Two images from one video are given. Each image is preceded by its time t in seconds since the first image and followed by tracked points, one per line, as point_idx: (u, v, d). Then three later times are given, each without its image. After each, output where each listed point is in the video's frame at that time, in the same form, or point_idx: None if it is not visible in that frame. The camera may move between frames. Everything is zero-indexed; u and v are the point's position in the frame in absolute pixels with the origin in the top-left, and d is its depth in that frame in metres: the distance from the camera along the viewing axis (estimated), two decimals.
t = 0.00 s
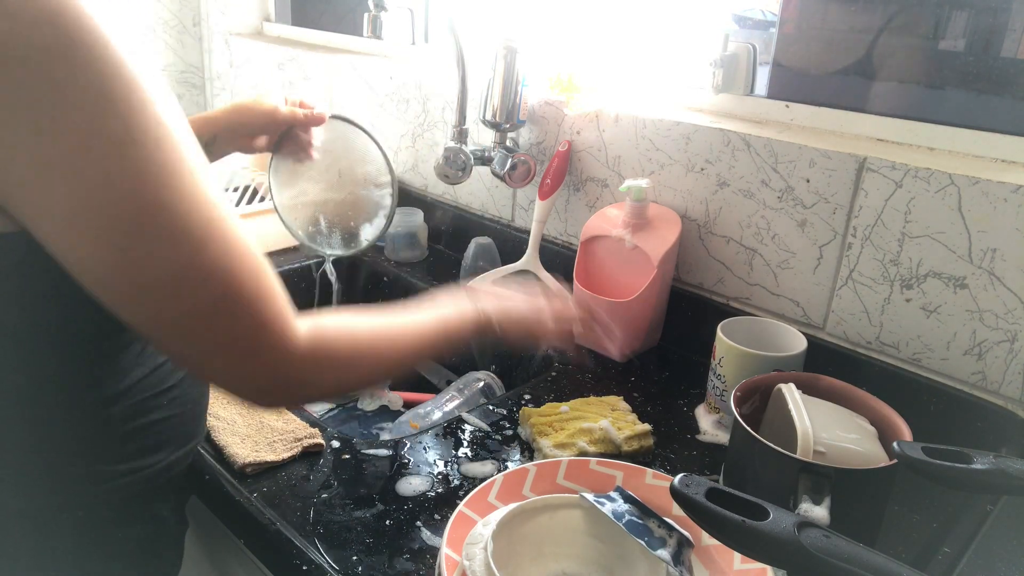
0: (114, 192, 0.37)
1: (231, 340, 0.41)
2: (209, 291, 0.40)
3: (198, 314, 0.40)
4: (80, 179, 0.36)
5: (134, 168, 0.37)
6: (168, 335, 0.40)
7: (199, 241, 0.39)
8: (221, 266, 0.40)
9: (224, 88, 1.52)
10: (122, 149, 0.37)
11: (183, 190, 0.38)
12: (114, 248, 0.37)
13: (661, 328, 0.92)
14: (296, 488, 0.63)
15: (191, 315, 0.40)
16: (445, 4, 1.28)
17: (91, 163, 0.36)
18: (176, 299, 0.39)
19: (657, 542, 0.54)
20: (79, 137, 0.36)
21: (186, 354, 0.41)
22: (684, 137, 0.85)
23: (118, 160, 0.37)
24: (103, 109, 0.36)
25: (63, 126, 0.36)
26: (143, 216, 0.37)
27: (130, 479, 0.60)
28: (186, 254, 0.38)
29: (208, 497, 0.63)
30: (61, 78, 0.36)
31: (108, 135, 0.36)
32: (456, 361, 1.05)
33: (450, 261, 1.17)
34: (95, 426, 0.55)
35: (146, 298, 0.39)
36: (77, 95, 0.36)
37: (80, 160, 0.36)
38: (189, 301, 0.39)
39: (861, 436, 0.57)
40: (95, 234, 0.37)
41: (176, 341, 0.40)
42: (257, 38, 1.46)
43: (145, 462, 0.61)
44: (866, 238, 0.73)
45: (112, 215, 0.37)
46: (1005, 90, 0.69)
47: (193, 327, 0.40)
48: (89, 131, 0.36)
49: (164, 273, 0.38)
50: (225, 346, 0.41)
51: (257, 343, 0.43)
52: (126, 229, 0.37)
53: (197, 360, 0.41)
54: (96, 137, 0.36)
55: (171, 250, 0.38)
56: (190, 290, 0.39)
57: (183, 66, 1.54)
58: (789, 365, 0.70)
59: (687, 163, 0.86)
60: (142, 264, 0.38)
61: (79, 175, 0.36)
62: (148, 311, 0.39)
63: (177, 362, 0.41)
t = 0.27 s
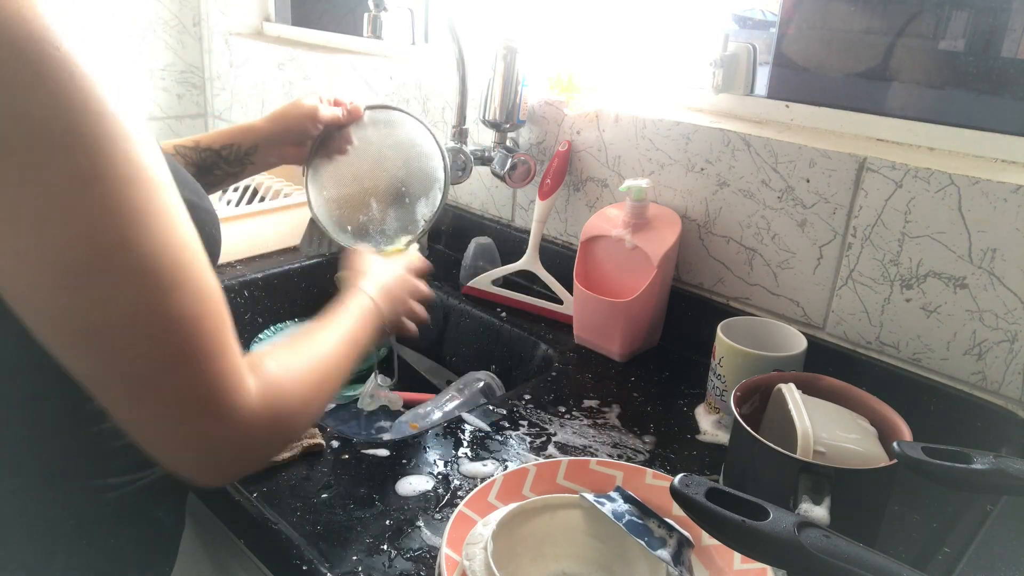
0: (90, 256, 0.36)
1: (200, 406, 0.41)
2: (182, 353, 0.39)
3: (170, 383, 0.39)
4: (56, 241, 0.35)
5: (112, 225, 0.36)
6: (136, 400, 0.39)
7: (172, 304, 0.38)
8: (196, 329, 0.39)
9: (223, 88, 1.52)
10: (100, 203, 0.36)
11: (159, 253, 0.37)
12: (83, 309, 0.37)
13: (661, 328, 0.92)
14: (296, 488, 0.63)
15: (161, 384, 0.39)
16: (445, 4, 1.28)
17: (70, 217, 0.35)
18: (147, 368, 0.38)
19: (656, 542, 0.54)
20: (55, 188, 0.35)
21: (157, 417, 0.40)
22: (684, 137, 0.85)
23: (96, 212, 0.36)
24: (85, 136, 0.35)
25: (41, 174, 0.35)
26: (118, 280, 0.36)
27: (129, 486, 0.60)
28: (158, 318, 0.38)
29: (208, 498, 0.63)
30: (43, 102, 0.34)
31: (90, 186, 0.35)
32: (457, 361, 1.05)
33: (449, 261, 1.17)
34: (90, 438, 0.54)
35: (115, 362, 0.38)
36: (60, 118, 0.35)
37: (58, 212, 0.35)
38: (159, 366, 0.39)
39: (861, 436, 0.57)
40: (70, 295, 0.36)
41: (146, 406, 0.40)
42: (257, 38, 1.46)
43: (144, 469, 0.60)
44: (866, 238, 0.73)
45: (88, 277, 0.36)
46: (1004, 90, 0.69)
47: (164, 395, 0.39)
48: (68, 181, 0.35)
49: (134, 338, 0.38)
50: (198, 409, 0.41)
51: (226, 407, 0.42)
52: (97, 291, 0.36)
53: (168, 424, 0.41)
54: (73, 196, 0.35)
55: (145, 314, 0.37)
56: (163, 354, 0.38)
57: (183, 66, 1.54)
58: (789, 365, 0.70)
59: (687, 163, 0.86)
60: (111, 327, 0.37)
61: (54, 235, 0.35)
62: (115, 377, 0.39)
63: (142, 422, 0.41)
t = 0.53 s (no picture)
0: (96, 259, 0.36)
1: (205, 406, 0.41)
2: (188, 355, 0.39)
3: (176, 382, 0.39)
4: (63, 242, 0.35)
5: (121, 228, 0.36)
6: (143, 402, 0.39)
7: (181, 305, 0.38)
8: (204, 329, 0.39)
9: (223, 88, 1.52)
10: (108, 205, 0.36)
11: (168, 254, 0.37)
12: (93, 310, 0.37)
13: (661, 328, 0.92)
14: (296, 488, 0.63)
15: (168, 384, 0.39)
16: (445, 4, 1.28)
17: (77, 217, 0.35)
18: (153, 367, 0.38)
19: (656, 542, 0.54)
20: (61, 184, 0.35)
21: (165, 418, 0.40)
22: (684, 137, 0.85)
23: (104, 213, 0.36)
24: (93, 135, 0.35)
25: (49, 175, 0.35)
26: (127, 281, 0.36)
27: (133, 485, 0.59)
28: (166, 318, 0.38)
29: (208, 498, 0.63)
30: (45, 103, 0.34)
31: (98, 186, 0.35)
32: (456, 361, 1.05)
33: (449, 261, 1.17)
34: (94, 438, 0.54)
35: (122, 364, 0.38)
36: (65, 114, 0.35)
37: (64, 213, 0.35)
38: (167, 367, 0.39)
39: (861, 436, 0.57)
40: (79, 296, 0.36)
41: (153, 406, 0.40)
42: (257, 38, 1.46)
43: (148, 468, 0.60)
44: (866, 238, 0.73)
45: (97, 279, 0.36)
46: (1004, 90, 0.69)
47: (169, 396, 0.40)
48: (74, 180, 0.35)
49: (141, 339, 0.37)
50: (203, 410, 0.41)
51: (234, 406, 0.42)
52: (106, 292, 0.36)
53: (175, 425, 0.41)
54: (80, 199, 0.35)
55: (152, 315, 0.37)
56: (169, 356, 0.38)
57: (183, 66, 1.54)
58: (789, 365, 0.70)
59: (687, 163, 0.86)
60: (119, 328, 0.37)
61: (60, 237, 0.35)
62: (122, 379, 0.39)
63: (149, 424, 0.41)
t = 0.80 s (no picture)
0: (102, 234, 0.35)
1: (212, 364, 0.41)
2: (196, 320, 0.39)
3: (184, 345, 0.39)
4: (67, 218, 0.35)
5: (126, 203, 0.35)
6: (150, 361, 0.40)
7: (187, 274, 0.38)
8: (209, 294, 0.39)
9: (223, 88, 1.52)
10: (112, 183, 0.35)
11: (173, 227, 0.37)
12: (98, 280, 0.36)
13: (661, 328, 0.92)
14: (295, 488, 0.63)
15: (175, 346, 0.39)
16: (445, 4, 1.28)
17: (81, 196, 0.34)
18: (160, 330, 0.39)
19: (657, 542, 0.54)
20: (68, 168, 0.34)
21: (172, 375, 0.41)
22: (684, 137, 0.85)
23: (108, 192, 0.35)
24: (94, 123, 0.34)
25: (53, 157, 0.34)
26: (132, 254, 0.36)
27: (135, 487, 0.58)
28: (172, 286, 0.38)
29: (209, 498, 0.63)
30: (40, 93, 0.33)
31: (102, 165, 0.35)
32: (456, 361, 1.05)
33: (449, 261, 1.17)
34: (99, 439, 0.53)
35: (128, 325, 0.38)
36: (64, 100, 0.34)
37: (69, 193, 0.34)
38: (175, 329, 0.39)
39: (861, 436, 0.57)
40: (84, 268, 0.36)
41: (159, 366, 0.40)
42: (257, 38, 1.46)
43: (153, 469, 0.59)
44: (866, 238, 0.73)
45: (103, 253, 0.36)
46: (1005, 90, 0.69)
47: (176, 357, 0.40)
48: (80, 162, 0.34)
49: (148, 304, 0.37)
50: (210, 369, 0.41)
51: (242, 362, 0.42)
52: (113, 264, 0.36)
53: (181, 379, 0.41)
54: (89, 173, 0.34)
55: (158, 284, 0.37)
56: (176, 320, 0.39)
57: (182, 66, 1.54)
58: (789, 365, 0.70)
59: (687, 163, 0.86)
60: (126, 297, 0.37)
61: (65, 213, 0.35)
62: (129, 341, 0.39)
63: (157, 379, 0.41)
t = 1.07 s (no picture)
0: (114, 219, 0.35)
1: (236, 340, 0.41)
2: (215, 298, 0.39)
3: (206, 322, 0.40)
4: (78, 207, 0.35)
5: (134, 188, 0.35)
6: (174, 342, 0.40)
7: (201, 255, 0.38)
8: (227, 271, 0.39)
9: (223, 88, 1.52)
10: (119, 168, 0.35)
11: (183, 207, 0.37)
12: (115, 267, 0.36)
13: (661, 328, 0.92)
14: (296, 488, 0.63)
15: (198, 324, 0.40)
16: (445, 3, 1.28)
17: (90, 185, 0.35)
18: (185, 309, 0.39)
19: (656, 542, 0.54)
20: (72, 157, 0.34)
21: (198, 354, 0.41)
22: (684, 137, 0.85)
23: (115, 177, 0.35)
24: (92, 117, 0.34)
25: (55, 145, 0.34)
26: (146, 238, 0.36)
27: (136, 485, 0.58)
28: (189, 267, 0.38)
29: (209, 498, 0.63)
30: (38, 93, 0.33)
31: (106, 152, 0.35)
32: (456, 361, 1.05)
33: (449, 261, 1.17)
34: (97, 436, 0.53)
35: (150, 309, 0.38)
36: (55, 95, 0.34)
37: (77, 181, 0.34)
38: (196, 309, 0.39)
39: (861, 437, 0.57)
40: (100, 257, 0.36)
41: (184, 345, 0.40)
42: (257, 38, 1.46)
43: (152, 467, 0.59)
44: (866, 238, 0.73)
45: (117, 238, 0.36)
46: (1005, 90, 0.69)
47: (200, 335, 0.40)
48: (82, 151, 0.34)
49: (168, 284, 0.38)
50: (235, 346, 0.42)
51: (268, 338, 0.42)
52: (128, 248, 0.36)
53: (209, 358, 0.42)
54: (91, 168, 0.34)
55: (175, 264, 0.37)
56: (196, 298, 0.39)
57: (183, 66, 1.54)
58: (788, 365, 0.70)
59: (687, 163, 0.86)
60: (146, 280, 0.37)
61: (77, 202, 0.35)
62: (152, 324, 0.39)
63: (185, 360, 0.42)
